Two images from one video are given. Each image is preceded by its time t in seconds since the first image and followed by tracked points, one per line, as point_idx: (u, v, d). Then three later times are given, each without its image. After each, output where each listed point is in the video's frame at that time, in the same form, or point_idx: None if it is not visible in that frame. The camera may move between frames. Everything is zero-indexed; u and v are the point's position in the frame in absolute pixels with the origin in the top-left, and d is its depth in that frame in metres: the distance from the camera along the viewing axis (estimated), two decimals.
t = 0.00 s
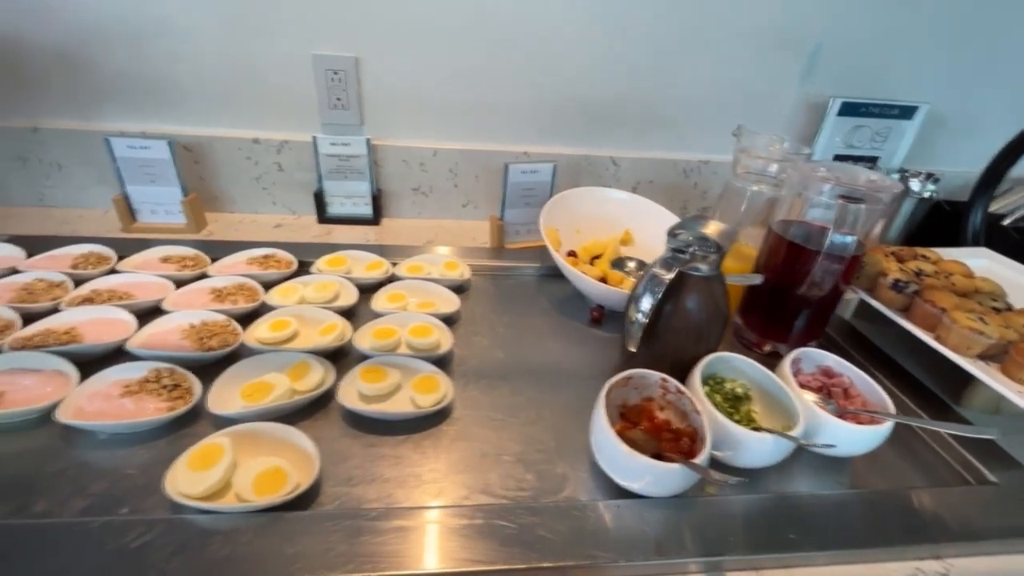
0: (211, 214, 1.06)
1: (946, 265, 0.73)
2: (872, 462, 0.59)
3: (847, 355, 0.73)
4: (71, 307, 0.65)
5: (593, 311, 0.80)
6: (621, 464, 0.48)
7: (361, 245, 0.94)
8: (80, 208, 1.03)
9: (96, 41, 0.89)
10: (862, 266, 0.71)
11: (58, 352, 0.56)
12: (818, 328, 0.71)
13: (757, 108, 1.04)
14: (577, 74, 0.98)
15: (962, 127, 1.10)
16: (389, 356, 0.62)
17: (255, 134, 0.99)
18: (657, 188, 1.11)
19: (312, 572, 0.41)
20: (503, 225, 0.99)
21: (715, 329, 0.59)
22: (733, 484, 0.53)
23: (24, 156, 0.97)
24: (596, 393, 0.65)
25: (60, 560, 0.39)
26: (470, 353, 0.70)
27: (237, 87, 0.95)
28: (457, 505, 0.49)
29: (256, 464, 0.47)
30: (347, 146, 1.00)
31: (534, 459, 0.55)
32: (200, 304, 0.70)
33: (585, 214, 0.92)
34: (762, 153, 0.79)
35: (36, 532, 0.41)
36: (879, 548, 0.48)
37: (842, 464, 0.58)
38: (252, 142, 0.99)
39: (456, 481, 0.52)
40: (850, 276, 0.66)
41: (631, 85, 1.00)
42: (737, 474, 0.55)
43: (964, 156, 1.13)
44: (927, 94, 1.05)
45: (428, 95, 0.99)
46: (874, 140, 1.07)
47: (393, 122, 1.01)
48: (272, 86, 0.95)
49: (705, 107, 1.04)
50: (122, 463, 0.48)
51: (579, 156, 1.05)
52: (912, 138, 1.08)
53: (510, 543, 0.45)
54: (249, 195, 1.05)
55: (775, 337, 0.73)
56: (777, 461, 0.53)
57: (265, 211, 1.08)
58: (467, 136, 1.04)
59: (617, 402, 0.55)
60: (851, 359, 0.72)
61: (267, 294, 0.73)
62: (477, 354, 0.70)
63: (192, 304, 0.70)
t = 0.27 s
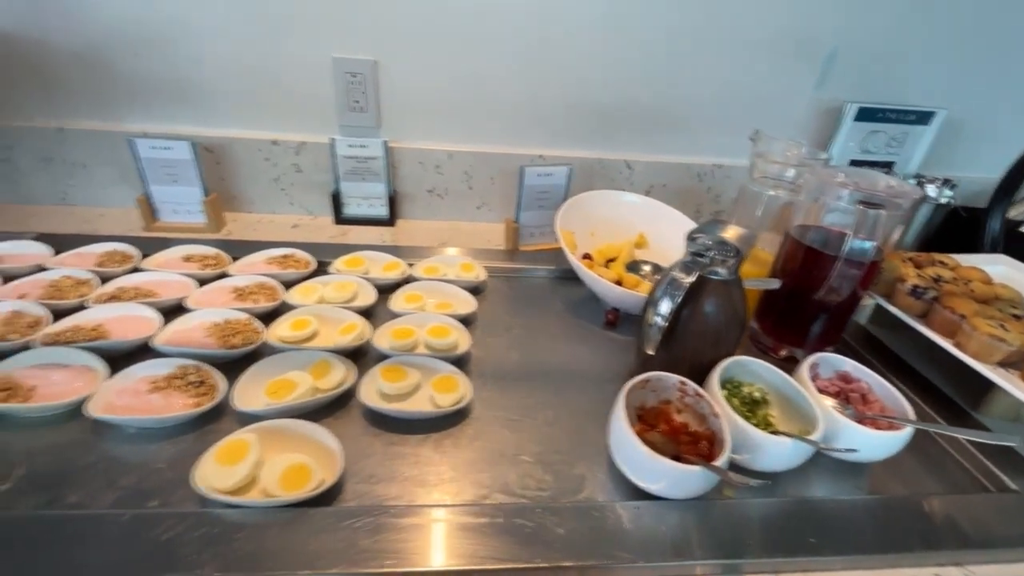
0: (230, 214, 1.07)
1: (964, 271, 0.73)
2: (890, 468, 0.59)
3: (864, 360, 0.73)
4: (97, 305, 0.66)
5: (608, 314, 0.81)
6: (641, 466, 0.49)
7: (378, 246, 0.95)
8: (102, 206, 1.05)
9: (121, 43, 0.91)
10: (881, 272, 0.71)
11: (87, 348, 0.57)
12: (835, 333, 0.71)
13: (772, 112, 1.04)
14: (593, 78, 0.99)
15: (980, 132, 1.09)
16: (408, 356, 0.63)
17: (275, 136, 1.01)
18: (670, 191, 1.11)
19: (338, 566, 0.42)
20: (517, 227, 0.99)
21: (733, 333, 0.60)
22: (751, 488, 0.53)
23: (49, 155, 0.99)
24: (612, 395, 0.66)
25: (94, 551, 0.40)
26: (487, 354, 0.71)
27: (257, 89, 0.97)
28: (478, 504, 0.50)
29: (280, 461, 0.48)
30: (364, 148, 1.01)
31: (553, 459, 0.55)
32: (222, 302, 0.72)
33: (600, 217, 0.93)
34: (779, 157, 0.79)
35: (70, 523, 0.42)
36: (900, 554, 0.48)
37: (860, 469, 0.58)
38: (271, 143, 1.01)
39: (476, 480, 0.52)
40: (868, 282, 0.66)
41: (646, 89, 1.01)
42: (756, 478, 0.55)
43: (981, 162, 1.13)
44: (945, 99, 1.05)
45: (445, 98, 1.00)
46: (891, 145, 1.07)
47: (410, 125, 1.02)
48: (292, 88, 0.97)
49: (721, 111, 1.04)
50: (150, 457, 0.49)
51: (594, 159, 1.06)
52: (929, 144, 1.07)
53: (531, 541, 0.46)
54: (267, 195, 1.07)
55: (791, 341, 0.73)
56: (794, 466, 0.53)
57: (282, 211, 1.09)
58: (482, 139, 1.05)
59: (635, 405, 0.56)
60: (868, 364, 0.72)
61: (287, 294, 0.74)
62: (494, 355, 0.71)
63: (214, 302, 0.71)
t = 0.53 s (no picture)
0: (252, 213, 1.09)
1: (990, 279, 0.73)
2: (913, 474, 0.58)
3: (885, 365, 0.73)
4: (129, 300, 0.68)
5: (627, 316, 0.81)
6: (666, 467, 0.49)
7: (398, 246, 0.96)
8: (127, 204, 1.07)
9: (151, 44, 0.93)
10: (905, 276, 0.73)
11: (121, 341, 0.59)
12: (857, 339, 0.70)
13: (792, 116, 1.04)
14: (612, 81, 1.00)
15: (1003, 138, 1.08)
16: (432, 354, 0.64)
17: (298, 136, 1.03)
18: (688, 194, 1.11)
19: (367, 559, 0.42)
20: (536, 228, 1.00)
21: (757, 336, 0.60)
22: (774, 490, 0.54)
23: (79, 153, 1.01)
24: (633, 397, 0.66)
25: (131, 538, 0.41)
26: (508, 353, 0.71)
27: (282, 90, 0.99)
28: (502, 500, 0.50)
29: (310, 455, 0.49)
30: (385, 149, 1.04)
31: (575, 459, 0.56)
32: (248, 299, 0.73)
33: (619, 219, 0.93)
34: (801, 161, 0.79)
35: (107, 511, 0.43)
36: (924, 559, 0.48)
37: (883, 473, 0.58)
38: (295, 143, 1.03)
39: (499, 477, 0.53)
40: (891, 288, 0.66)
41: (665, 92, 1.01)
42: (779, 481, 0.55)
43: (1005, 168, 1.11)
44: (968, 104, 1.04)
45: (465, 100, 1.01)
46: (912, 150, 1.06)
47: (430, 126, 1.04)
48: (316, 89, 0.99)
49: (740, 115, 1.04)
50: (183, 449, 0.50)
51: (612, 162, 1.06)
52: (951, 149, 1.06)
53: (557, 537, 0.46)
54: (288, 194, 1.08)
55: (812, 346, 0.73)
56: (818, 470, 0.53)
57: (303, 210, 1.11)
58: (501, 141, 1.06)
59: (658, 406, 0.56)
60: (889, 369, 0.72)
61: (312, 292, 0.75)
62: (515, 354, 0.71)
63: (241, 299, 0.73)
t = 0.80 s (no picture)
0: (279, 209, 1.11)
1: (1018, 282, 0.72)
2: (941, 476, 0.58)
3: (910, 367, 0.73)
4: (167, 291, 0.70)
5: (650, 315, 0.82)
6: (695, 463, 0.50)
7: (423, 243, 0.98)
8: (160, 199, 1.10)
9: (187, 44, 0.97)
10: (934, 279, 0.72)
11: (163, 331, 0.62)
12: (883, 341, 0.71)
13: (816, 118, 1.04)
14: (635, 82, 1.01)
15: None
16: (462, 349, 0.65)
17: (326, 134, 1.05)
18: (711, 196, 1.11)
19: (403, 544, 0.43)
20: (558, 227, 1.01)
21: (784, 337, 0.60)
22: (801, 489, 0.54)
23: (116, 149, 1.05)
24: (658, 395, 0.67)
25: (177, 517, 0.43)
26: (533, 350, 0.72)
27: (310, 89, 1.01)
28: (532, 491, 0.51)
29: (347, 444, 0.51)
30: (411, 147, 1.05)
31: (603, 454, 0.57)
32: (281, 292, 0.75)
33: (643, 219, 0.94)
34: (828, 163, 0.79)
35: (153, 492, 0.45)
36: (954, 558, 0.48)
37: (911, 476, 0.58)
38: (322, 141, 1.05)
39: (529, 470, 0.54)
40: (918, 291, 0.67)
41: (689, 93, 1.02)
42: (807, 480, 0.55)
43: None
44: (997, 107, 1.03)
45: (490, 99, 1.03)
46: (939, 153, 1.05)
47: (455, 125, 1.06)
48: (345, 88, 1.02)
49: (764, 116, 1.04)
50: (223, 436, 0.52)
51: (634, 162, 1.07)
52: (979, 152, 1.05)
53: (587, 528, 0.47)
54: (315, 191, 1.11)
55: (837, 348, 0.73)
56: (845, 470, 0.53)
57: (329, 206, 1.13)
58: (524, 140, 1.07)
59: (685, 404, 0.56)
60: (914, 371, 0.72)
61: (342, 287, 0.77)
62: (540, 351, 0.72)
63: (274, 292, 0.75)
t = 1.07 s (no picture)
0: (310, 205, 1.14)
1: None
2: (974, 478, 0.58)
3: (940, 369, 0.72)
4: (209, 281, 0.73)
5: (677, 313, 0.82)
6: (728, 457, 0.50)
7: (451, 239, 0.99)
8: (196, 193, 1.14)
9: (227, 42, 1.00)
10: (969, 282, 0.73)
11: (207, 318, 0.65)
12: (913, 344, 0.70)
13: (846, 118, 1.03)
14: (662, 81, 1.02)
15: None
16: (494, 343, 0.66)
17: (357, 131, 1.08)
18: (737, 196, 1.11)
19: (443, 527, 0.45)
20: (584, 225, 1.01)
21: (816, 337, 0.60)
22: (833, 486, 0.54)
23: (156, 144, 1.08)
24: (687, 391, 0.67)
25: (229, 495, 0.45)
26: (562, 345, 0.73)
27: (344, 87, 1.04)
28: (566, 480, 0.52)
29: (385, 430, 0.52)
30: (440, 145, 1.07)
31: (634, 447, 0.58)
32: (317, 284, 0.78)
33: (670, 218, 0.94)
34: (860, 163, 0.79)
35: (205, 470, 0.47)
36: (989, 558, 0.48)
37: (944, 476, 0.58)
38: (354, 138, 1.08)
39: (561, 460, 0.55)
40: (951, 294, 0.66)
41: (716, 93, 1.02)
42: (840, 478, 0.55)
43: None
44: None
45: (518, 98, 1.05)
46: (973, 155, 1.04)
47: (483, 123, 1.08)
48: (377, 87, 1.04)
49: (792, 116, 1.04)
50: (267, 420, 0.54)
51: (660, 161, 1.07)
52: (1014, 155, 1.04)
53: (621, 517, 0.48)
54: (344, 187, 1.13)
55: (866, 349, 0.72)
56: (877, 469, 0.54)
57: (358, 203, 1.15)
58: (551, 139, 1.09)
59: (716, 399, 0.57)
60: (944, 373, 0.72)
61: (374, 280, 0.79)
62: (568, 345, 0.73)
63: (310, 284, 0.78)
